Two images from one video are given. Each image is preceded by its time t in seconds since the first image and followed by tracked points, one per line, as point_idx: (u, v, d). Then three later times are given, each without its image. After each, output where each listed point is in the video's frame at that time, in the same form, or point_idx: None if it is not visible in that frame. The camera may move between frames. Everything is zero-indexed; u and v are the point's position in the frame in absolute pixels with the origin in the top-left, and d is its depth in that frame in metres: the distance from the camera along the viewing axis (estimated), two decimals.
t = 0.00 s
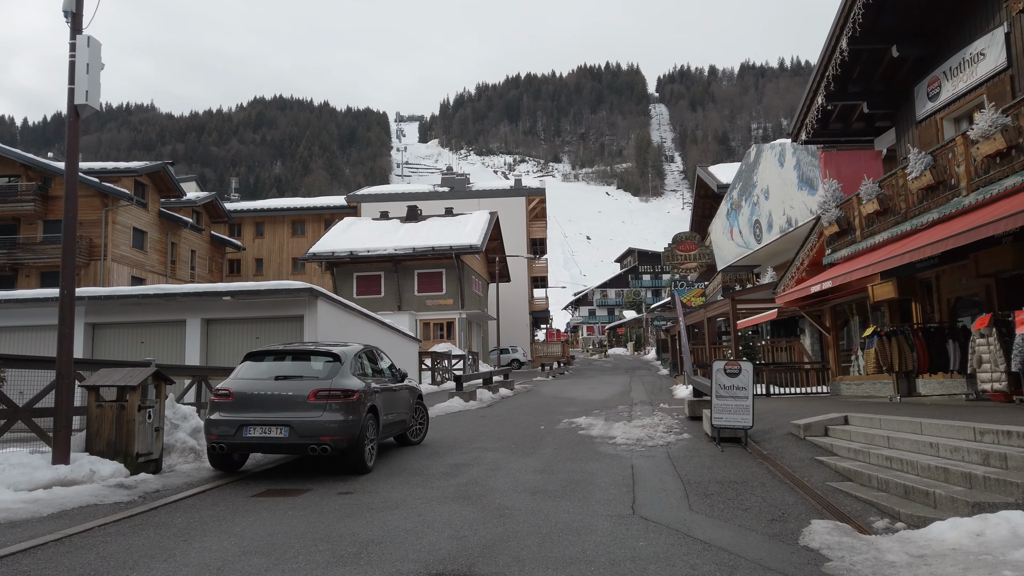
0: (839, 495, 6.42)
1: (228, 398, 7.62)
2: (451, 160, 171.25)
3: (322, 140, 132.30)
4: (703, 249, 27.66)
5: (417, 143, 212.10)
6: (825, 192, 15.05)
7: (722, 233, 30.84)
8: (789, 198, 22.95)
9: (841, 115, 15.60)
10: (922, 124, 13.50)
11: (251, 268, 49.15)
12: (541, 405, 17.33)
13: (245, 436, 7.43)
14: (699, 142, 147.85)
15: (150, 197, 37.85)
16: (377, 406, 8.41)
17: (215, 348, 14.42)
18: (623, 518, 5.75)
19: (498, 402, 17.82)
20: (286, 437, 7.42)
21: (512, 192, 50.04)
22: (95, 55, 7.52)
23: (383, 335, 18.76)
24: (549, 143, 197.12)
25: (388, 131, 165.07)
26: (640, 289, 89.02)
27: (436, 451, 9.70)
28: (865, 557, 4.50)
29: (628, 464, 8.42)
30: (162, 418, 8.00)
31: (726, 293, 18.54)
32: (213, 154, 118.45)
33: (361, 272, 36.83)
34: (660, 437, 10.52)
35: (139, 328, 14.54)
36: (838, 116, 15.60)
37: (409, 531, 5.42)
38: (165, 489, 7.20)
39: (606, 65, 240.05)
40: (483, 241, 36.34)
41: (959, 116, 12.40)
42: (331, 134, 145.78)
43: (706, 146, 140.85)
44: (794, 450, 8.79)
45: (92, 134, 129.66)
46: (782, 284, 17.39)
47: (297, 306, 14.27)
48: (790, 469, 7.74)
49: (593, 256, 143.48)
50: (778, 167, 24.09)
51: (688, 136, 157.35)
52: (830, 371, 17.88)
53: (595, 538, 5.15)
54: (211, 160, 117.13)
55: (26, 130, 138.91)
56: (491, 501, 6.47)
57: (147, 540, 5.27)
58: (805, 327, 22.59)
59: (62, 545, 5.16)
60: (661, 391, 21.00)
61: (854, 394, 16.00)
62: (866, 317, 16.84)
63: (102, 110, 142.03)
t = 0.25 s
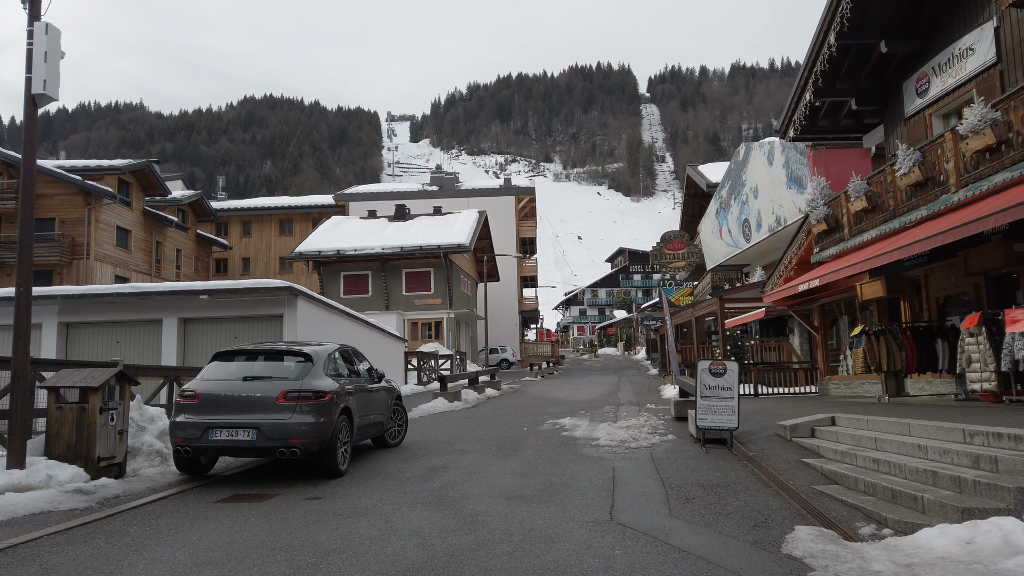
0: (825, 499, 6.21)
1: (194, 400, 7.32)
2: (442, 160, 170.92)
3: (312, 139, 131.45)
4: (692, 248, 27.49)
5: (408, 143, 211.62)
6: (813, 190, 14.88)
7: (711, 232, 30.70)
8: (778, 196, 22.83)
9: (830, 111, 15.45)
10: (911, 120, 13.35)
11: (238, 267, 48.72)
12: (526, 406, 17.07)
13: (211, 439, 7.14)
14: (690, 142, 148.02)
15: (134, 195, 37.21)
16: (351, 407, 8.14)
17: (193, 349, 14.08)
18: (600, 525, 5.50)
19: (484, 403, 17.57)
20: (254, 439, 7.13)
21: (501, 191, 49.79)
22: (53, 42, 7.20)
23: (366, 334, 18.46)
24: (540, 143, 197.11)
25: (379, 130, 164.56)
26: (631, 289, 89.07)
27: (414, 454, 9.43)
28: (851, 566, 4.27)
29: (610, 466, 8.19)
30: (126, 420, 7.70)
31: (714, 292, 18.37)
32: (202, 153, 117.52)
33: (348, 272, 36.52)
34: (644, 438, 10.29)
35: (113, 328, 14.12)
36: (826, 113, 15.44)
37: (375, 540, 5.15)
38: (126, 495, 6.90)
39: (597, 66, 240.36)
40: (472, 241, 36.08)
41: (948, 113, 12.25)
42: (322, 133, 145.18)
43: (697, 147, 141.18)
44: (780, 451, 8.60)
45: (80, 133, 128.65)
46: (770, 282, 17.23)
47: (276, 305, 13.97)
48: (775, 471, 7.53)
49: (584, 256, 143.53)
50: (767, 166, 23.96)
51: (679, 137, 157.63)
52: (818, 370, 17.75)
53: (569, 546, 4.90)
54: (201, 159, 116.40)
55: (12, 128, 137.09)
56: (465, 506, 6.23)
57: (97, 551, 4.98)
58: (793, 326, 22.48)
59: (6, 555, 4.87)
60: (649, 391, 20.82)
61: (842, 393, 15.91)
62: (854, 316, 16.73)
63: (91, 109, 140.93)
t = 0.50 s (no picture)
0: (819, 503, 5.95)
1: (165, 400, 7.04)
2: (439, 159, 170.68)
3: (309, 138, 131.08)
4: (687, 246, 27.24)
5: (406, 143, 211.41)
6: (808, 186, 14.65)
7: (707, 230, 30.46)
8: (774, 194, 22.61)
9: (826, 105, 15.22)
10: (908, 114, 13.12)
11: (232, 267, 48.40)
12: (519, 406, 16.81)
13: (182, 441, 6.87)
14: (688, 141, 147.83)
15: (126, 194, 36.80)
16: (331, 408, 7.87)
17: (177, 348, 13.77)
18: (582, 531, 5.23)
19: (476, 403, 17.29)
20: (227, 441, 6.86)
21: (497, 189, 49.52)
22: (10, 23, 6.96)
23: (356, 333, 18.18)
24: (537, 143, 197.00)
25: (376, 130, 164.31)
26: (628, 288, 88.91)
27: (398, 456, 9.15)
28: None
29: (598, 468, 7.94)
30: (96, 421, 7.40)
31: (709, 291, 18.14)
32: (199, 153, 117.13)
33: (342, 271, 36.24)
34: (635, 439, 10.01)
35: (96, 327, 13.83)
36: (821, 107, 15.25)
37: (345, 548, 4.89)
38: (93, 499, 6.62)
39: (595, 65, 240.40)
40: (466, 239, 35.80)
41: (946, 106, 12.01)
42: (319, 133, 144.85)
43: (695, 146, 141.08)
44: (774, 452, 8.37)
45: (77, 134, 128.31)
46: (766, 280, 16.99)
47: (262, 303, 13.70)
48: (769, 473, 7.29)
49: (582, 256, 143.39)
50: (763, 163, 23.74)
51: (677, 136, 157.51)
52: (815, 369, 17.52)
53: (546, 556, 4.62)
54: (197, 159, 116.07)
55: (7, 128, 136.54)
56: (443, 510, 5.95)
57: (47, 561, 4.71)
58: (790, 325, 22.24)
59: None
60: (644, 390, 20.58)
61: (839, 393, 15.70)
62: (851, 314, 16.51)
63: (87, 109, 140.51)
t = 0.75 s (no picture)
0: (820, 510, 5.67)
1: (139, 403, 6.77)
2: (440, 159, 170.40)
3: (309, 138, 130.76)
4: (687, 245, 26.94)
5: (406, 142, 211.19)
6: (809, 182, 14.36)
7: (707, 229, 30.17)
8: (774, 191, 22.33)
9: (826, 100, 14.94)
10: (911, 109, 12.83)
11: (230, 267, 48.16)
12: (515, 407, 16.52)
13: (156, 446, 6.59)
14: (689, 141, 147.46)
15: (122, 193, 36.51)
16: (314, 410, 7.59)
17: (165, 348, 13.50)
18: (570, 541, 4.95)
19: (471, 403, 17.00)
20: (203, 446, 6.58)
21: (496, 188, 49.24)
22: None
23: (350, 333, 17.91)
24: (538, 143, 196.78)
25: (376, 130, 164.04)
26: (628, 288, 88.62)
27: (386, 459, 8.88)
28: None
29: (591, 472, 7.66)
30: (69, 425, 7.10)
31: (708, 289, 17.85)
32: (199, 153, 116.93)
33: (339, 270, 35.97)
34: (631, 441, 9.73)
35: (83, 327, 13.55)
36: (822, 102, 14.97)
37: (319, 560, 4.62)
38: (62, 507, 6.34)
39: (596, 64, 240.07)
40: (465, 238, 35.52)
41: (950, 100, 11.72)
42: (320, 133, 144.61)
43: (696, 145, 140.69)
44: (773, 456, 8.10)
45: (78, 134, 128.16)
46: (766, 278, 16.71)
47: (252, 302, 13.44)
48: (768, 478, 7.02)
49: (582, 255, 143.11)
50: (763, 160, 23.45)
51: (677, 135, 157.14)
52: (816, 369, 17.24)
53: (531, 569, 4.34)
54: (197, 159, 115.91)
55: (7, 128, 136.24)
56: (426, 519, 5.67)
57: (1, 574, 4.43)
58: (791, 324, 21.96)
59: None
60: (642, 390, 20.29)
61: (841, 393, 15.42)
62: (852, 313, 16.23)
63: (88, 109, 140.36)
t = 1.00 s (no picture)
0: (827, 517, 5.39)
1: (117, 404, 6.50)
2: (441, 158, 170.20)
3: (310, 137, 130.55)
4: (687, 242, 26.64)
5: (407, 142, 211.00)
6: (812, 177, 14.07)
7: (708, 226, 29.89)
8: (776, 188, 22.04)
9: (829, 94, 14.65)
10: (916, 102, 12.55)
11: (228, 266, 47.93)
12: (513, 407, 16.25)
13: (135, 448, 6.32)
14: (690, 140, 147.16)
15: (119, 192, 36.25)
16: (301, 411, 7.32)
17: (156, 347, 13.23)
18: (564, 550, 4.67)
19: (468, 403, 16.73)
20: (183, 448, 6.31)
21: (495, 186, 48.99)
22: None
23: (345, 332, 17.64)
24: (539, 142, 196.60)
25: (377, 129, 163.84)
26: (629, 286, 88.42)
27: (378, 461, 8.61)
28: None
29: (589, 475, 7.38)
30: (46, 426, 6.78)
31: (710, 287, 17.58)
32: (199, 152, 116.73)
33: (337, 269, 35.72)
34: (630, 442, 9.45)
35: (71, 326, 13.28)
36: (825, 95, 14.68)
37: (297, 570, 4.36)
38: (36, 511, 6.07)
39: (596, 63, 239.83)
40: (463, 236, 35.25)
41: (956, 92, 11.44)
42: (321, 132, 144.41)
43: (697, 144, 140.46)
44: (777, 457, 7.83)
45: (79, 133, 128.08)
46: (769, 276, 16.42)
47: (243, 300, 13.18)
48: (772, 481, 6.76)
49: (583, 255, 142.87)
50: (765, 157, 23.16)
51: (678, 134, 156.88)
52: (819, 368, 16.96)
53: None
54: (198, 159, 115.76)
55: (9, 127, 136.15)
56: (414, 525, 5.40)
57: None
58: (794, 322, 21.67)
59: None
60: (643, 390, 20.02)
61: (845, 393, 15.18)
62: (857, 311, 15.97)
63: (89, 108, 140.24)
